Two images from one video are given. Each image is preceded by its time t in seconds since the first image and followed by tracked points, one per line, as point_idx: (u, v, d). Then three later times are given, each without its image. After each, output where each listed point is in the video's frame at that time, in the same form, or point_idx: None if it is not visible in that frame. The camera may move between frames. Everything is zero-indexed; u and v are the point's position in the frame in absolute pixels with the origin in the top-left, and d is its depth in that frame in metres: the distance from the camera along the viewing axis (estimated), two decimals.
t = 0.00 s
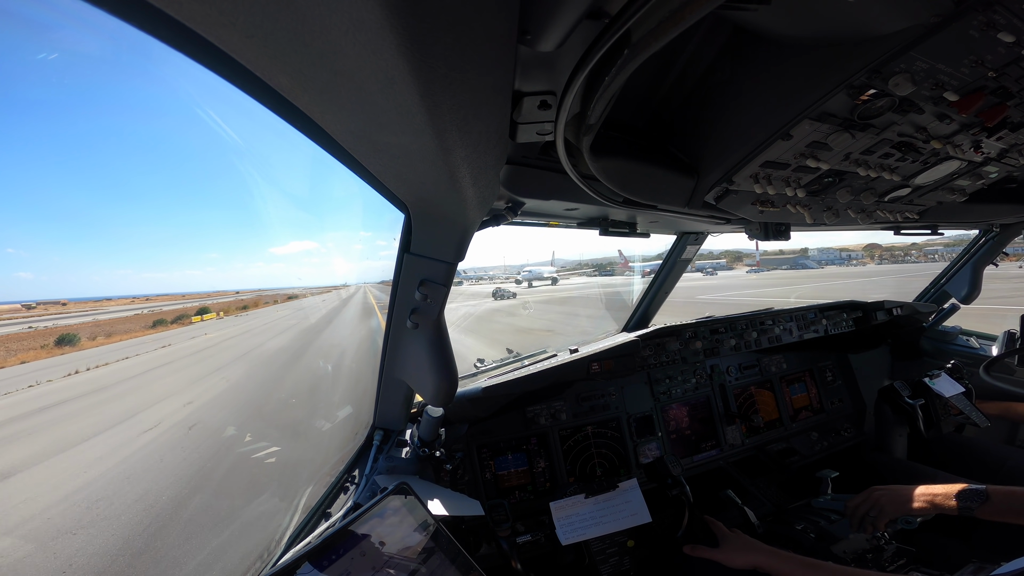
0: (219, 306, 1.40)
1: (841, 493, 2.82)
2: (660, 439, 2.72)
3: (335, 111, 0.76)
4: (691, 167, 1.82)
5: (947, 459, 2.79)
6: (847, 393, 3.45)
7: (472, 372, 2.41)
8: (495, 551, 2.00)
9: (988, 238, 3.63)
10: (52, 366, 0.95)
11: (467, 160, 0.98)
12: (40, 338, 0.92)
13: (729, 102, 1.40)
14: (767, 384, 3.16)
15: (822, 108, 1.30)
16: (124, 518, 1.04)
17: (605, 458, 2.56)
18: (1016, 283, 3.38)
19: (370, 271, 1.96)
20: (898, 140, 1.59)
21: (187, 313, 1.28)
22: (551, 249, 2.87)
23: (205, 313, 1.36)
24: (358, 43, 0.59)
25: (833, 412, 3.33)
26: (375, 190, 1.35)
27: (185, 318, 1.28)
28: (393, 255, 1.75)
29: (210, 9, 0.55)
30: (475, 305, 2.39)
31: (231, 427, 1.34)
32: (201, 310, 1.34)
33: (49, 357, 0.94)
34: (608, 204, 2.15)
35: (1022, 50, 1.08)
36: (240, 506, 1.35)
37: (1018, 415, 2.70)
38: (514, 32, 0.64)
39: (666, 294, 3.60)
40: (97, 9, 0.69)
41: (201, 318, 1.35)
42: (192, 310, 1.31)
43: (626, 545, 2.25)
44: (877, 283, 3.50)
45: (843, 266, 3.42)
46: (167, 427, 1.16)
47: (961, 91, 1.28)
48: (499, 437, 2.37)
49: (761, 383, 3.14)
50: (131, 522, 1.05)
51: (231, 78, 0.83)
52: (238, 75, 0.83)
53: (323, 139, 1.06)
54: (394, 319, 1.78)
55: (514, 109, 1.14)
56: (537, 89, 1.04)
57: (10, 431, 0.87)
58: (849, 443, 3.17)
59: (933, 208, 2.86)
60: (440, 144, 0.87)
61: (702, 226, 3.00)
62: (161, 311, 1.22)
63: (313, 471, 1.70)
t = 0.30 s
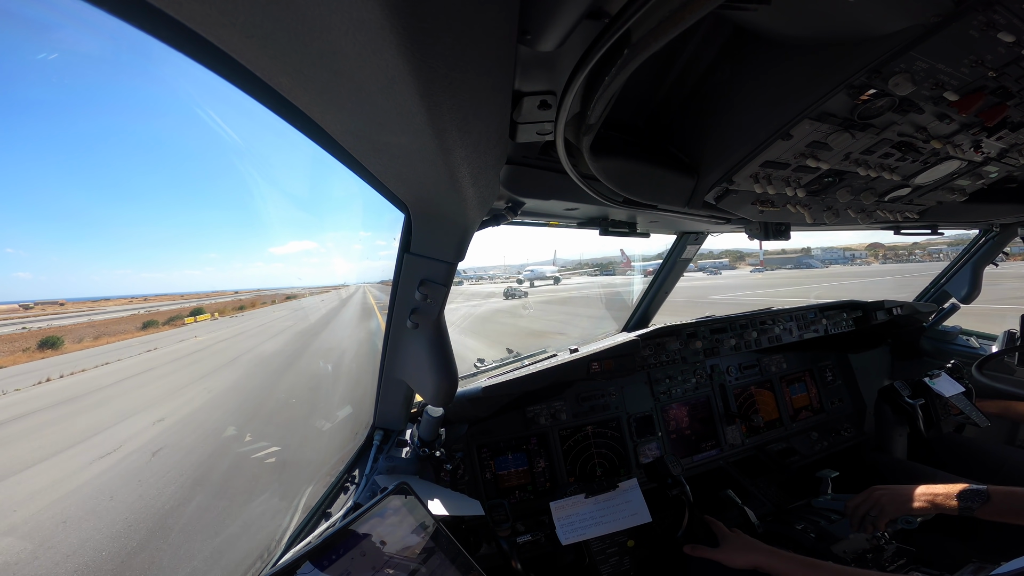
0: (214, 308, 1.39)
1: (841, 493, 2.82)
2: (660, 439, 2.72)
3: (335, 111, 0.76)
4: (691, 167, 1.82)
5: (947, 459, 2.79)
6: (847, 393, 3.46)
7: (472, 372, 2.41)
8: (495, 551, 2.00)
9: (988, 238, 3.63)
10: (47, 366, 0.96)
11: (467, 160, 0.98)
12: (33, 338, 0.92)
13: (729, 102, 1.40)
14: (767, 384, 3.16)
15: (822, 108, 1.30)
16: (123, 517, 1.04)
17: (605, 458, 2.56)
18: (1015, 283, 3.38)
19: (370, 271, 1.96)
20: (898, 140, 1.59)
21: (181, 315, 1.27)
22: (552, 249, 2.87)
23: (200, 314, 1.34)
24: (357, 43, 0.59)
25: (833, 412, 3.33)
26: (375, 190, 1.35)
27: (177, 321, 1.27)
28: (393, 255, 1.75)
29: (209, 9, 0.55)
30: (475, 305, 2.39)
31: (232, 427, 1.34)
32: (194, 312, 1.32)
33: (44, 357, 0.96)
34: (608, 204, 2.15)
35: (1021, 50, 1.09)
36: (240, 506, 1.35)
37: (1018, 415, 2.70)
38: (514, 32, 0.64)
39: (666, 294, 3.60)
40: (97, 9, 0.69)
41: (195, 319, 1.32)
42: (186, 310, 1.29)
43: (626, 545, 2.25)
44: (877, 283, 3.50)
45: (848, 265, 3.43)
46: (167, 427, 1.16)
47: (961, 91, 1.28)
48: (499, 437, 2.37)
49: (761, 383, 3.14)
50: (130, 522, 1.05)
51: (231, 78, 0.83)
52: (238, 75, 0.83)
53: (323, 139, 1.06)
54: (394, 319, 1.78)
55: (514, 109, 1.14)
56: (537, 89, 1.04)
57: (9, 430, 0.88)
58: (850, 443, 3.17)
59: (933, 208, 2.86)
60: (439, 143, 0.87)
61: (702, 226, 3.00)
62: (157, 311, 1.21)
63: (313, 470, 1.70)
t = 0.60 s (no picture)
0: (208, 308, 1.37)
1: (841, 493, 2.82)
2: (660, 439, 2.72)
3: (335, 110, 0.76)
4: (691, 167, 1.82)
5: (947, 459, 2.79)
6: (847, 393, 3.46)
7: (472, 372, 2.41)
8: (495, 551, 2.00)
9: (988, 238, 3.63)
10: (47, 366, 0.96)
11: (467, 160, 0.98)
12: (26, 339, 0.91)
13: (728, 102, 1.40)
14: (767, 384, 3.16)
15: (822, 108, 1.30)
16: (123, 518, 1.04)
17: (605, 458, 2.56)
18: (1015, 283, 3.38)
19: (370, 271, 1.95)
20: (898, 140, 1.59)
21: (174, 315, 1.26)
22: (555, 248, 2.87)
23: (195, 314, 1.32)
24: (358, 44, 0.59)
25: (833, 412, 3.33)
26: (375, 190, 1.35)
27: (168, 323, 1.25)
28: (393, 255, 1.75)
29: (209, 9, 0.55)
30: (475, 305, 2.39)
31: (231, 427, 1.34)
32: (187, 313, 1.30)
33: (47, 356, 0.96)
34: (608, 204, 2.15)
35: (1021, 50, 1.08)
36: (240, 506, 1.35)
37: (1018, 415, 2.70)
38: (514, 33, 0.64)
39: (666, 294, 3.60)
40: (98, 9, 0.69)
41: (188, 321, 1.31)
42: (179, 312, 1.28)
43: (626, 545, 2.26)
44: (877, 283, 3.50)
45: (852, 266, 3.42)
46: (166, 427, 1.16)
47: (961, 91, 1.28)
48: (499, 437, 2.37)
49: (761, 383, 3.14)
50: (129, 522, 1.05)
51: (231, 78, 0.83)
52: (238, 74, 0.83)
53: (323, 139, 1.06)
54: (394, 319, 1.78)
55: (513, 109, 1.14)
56: (537, 89, 1.04)
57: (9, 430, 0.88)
58: (849, 443, 3.17)
59: (933, 208, 2.86)
60: (439, 144, 0.87)
61: (702, 226, 3.00)
62: (157, 311, 1.22)
63: (313, 471, 1.70)
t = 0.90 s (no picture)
0: (202, 310, 1.36)
1: (841, 493, 2.82)
2: (660, 439, 2.72)
3: (335, 111, 0.76)
4: (691, 167, 1.82)
5: (947, 458, 2.79)
6: (847, 393, 3.46)
7: (472, 372, 2.41)
8: (495, 551, 2.00)
9: (988, 238, 3.63)
10: (47, 366, 0.96)
11: (467, 160, 0.98)
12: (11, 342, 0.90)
13: (728, 102, 1.40)
14: (767, 384, 3.16)
15: (822, 108, 1.30)
16: (123, 518, 1.04)
17: (605, 458, 2.56)
18: (1015, 283, 3.38)
19: (370, 271, 1.95)
20: (898, 140, 1.59)
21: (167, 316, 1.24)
22: (557, 248, 2.87)
23: (187, 317, 1.31)
24: (357, 43, 0.59)
25: (833, 412, 3.33)
26: (375, 190, 1.35)
27: (162, 324, 1.24)
28: (393, 255, 1.75)
29: (209, 9, 0.55)
30: (475, 305, 2.39)
31: (231, 427, 1.34)
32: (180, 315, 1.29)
33: (47, 356, 0.97)
34: (608, 204, 2.15)
35: (1022, 50, 1.08)
36: (240, 506, 1.35)
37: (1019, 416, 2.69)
38: (514, 33, 0.64)
39: (666, 294, 3.60)
40: (97, 9, 0.69)
41: (181, 323, 1.29)
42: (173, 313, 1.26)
43: (626, 545, 2.25)
44: (877, 283, 3.50)
45: (855, 264, 3.38)
46: (166, 426, 1.16)
47: (961, 91, 1.28)
48: (499, 437, 2.37)
49: (761, 383, 3.14)
50: (129, 522, 1.05)
51: (231, 78, 0.83)
52: (238, 74, 0.83)
53: (323, 139, 1.06)
54: (394, 319, 1.78)
55: (513, 109, 1.14)
56: (537, 89, 1.04)
57: (11, 429, 0.89)
58: (849, 443, 3.17)
59: (933, 208, 2.86)
60: (440, 144, 0.87)
61: (702, 226, 3.00)
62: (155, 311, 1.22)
63: (313, 471, 1.70)
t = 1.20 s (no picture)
0: (196, 312, 1.37)
1: (841, 493, 2.82)
2: (660, 439, 2.72)
3: (335, 111, 0.76)
4: (691, 166, 1.82)
5: (946, 458, 2.79)
6: (847, 393, 3.45)
7: (472, 372, 2.41)
8: (495, 551, 2.00)
9: (988, 238, 3.62)
10: (49, 366, 0.96)
11: (467, 161, 0.98)
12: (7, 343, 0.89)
13: (728, 102, 1.40)
14: (767, 384, 3.16)
15: (822, 108, 1.30)
16: (123, 518, 1.04)
17: (605, 458, 2.56)
18: (1016, 283, 3.37)
19: (370, 271, 1.95)
20: (898, 140, 1.59)
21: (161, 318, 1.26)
22: (560, 248, 2.90)
23: (182, 318, 1.33)
24: (357, 43, 0.59)
25: (833, 412, 3.33)
26: (375, 190, 1.35)
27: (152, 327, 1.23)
28: (393, 255, 1.75)
29: (209, 9, 0.55)
30: (475, 305, 2.39)
31: (232, 427, 1.34)
32: (174, 316, 1.31)
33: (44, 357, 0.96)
34: (608, 204, 2.15)
35: (1021, 50, 1.08)
36: (240, 506, 1.35)
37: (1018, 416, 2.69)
38: (513, 32, 0.64)
39: (666, 294, 3.61)
40: (97, 9, 0.69)
41: (174, 324, 1.31)
42: (167, 314, 1.28)
43: (626, 545, 2.25)
44: (877, 283, 3.50)
45: (861, 264, 3.38)
46: (166, 426, 1.16)
47: (961, 91, 1.27)
48: (499, 437, 2.37)
49: (761, 383, 3.14)
50: (130, 523, 1.05)
51: (231, 78, 0.83)
52: (238, 75, 0.83)
53: (323, 139, 1.06)
54: (394, 319, 1.78)
55: (513, 109, 1.14)
56: (537, 89, 1.04)
57: (12, 429, 0.89)
58: (850, 443, 3.17)
59: (933, 208, 2.86)
60: (439, 144, 0.87)
61: (702, 226, 3.00)
62: (152, 312, 1.22)
63: (313, 470, 1.70)
